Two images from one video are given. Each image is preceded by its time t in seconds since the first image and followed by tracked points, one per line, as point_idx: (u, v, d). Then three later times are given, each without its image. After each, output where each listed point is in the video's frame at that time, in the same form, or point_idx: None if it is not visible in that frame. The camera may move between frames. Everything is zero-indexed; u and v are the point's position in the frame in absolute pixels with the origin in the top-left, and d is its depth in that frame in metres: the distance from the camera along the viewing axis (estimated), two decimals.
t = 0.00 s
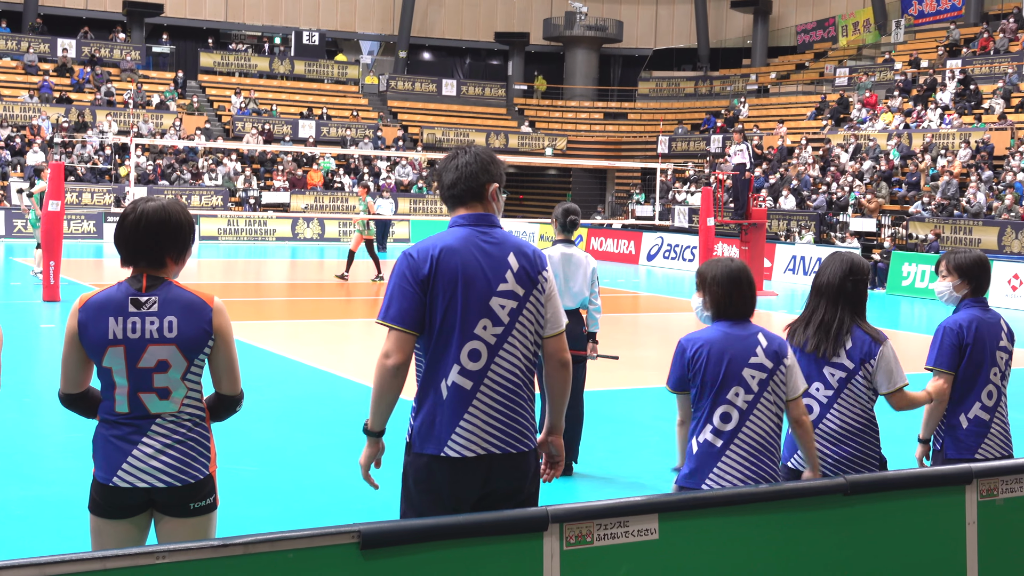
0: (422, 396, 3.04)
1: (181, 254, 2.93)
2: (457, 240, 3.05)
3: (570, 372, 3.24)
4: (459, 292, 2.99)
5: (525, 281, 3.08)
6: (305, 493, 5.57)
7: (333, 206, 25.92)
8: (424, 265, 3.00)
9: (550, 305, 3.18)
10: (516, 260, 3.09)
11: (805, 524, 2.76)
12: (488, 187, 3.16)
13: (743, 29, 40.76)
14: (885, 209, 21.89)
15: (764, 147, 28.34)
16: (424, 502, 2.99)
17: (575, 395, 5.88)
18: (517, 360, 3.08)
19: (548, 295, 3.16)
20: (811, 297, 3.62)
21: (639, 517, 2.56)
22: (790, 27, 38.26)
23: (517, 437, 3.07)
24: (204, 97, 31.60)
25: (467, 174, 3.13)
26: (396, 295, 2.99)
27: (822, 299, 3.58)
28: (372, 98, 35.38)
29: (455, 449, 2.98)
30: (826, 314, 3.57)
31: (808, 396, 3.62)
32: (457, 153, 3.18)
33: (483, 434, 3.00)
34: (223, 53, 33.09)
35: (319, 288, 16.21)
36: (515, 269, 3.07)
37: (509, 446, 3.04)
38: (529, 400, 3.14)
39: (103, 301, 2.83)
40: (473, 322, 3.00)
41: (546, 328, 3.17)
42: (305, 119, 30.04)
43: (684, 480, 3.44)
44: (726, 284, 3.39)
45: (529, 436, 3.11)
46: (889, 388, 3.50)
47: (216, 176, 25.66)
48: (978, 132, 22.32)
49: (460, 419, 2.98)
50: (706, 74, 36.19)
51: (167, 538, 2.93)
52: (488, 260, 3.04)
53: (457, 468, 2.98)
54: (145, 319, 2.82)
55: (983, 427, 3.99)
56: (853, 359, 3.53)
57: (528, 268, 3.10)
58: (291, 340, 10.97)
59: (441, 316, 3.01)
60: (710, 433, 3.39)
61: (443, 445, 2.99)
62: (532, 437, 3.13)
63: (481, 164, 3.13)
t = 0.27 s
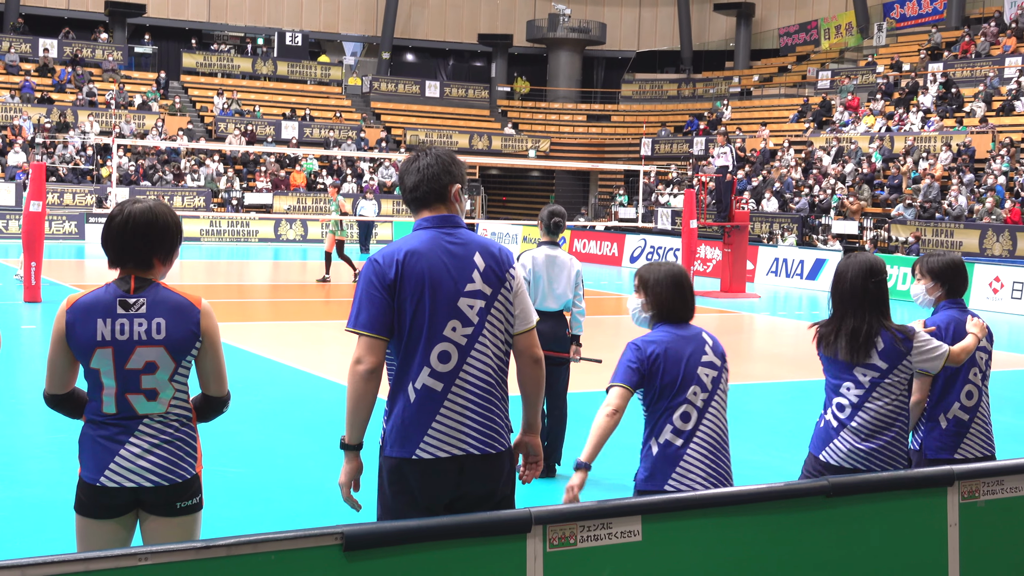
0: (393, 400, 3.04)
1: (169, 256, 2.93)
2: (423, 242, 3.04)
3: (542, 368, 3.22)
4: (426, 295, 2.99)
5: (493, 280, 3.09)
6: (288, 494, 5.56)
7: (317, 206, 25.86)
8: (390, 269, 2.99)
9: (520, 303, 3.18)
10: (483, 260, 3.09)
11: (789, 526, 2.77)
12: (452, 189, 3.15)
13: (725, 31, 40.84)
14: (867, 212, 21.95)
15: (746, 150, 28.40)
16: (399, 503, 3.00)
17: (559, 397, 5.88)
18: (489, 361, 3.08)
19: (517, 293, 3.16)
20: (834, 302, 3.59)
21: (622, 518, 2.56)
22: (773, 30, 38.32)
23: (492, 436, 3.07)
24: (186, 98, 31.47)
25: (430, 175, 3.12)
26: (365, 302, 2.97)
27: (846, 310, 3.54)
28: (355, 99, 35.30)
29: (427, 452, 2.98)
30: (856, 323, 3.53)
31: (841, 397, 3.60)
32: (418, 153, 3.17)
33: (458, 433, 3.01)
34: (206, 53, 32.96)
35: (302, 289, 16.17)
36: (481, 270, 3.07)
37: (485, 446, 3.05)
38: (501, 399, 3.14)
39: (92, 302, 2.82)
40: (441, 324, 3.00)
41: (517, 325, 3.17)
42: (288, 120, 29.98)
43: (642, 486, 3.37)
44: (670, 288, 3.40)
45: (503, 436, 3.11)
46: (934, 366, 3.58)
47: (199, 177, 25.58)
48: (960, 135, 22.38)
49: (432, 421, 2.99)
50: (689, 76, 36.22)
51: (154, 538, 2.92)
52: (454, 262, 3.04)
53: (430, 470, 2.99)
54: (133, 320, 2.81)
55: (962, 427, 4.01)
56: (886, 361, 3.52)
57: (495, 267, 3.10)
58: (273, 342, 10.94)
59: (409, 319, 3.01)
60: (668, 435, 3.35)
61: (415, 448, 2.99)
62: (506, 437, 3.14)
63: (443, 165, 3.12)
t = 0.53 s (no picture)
0: (380, 401, 3.04)
1: (163, 257, 2.94)
2: (407, 244, 3.03)
3: (525, 367, 3.23)
4: (412, 297, 2.99)
5: (477, 280, 3.10)
6: (278, 495, 5.55)
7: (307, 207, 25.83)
8: (376, 272, 2.98)
9: (503, 302, 3.19)
10: (467, 261, 3.09)
11: (778, 527, 2.77)
12: (432, 190, 3.15)
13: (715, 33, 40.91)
14: (856, 214, 22.01)
15: (736, 151, 28.44)
16: (388, 504, 2.99)
17: (549, 399, 5.89)
18: (475, 361, 3.09)
19: (500, 292, 3.17)
20: (873, 300, 3.57)
21: (613, 520, 2.56)
22: (762, 32, 38.38)
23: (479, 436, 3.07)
24: (176, 99, 31.41)
25: (411, 175, 3.11)
26: (352, 306, 2.96)
27: (892, 310, 3.53)
28: (345, 100, 35.26)
29: (416, 453, 2.98)
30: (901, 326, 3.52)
31: (869, 392, 3.60)
32: (396, 153, 3.16)
33: (447, 434, 3.01)
34: (195, 54, 32.89)
35: (292, 290, 16.15)
36: (466, 271, 3.07)
37: (474, 445, 3.05)
38: (487, 399, 3.15)
39: (85, 296, 2.83)
40: (428, 326, 3.00)
41: (501, 325, 3.18)
42: (277, 121, 29.95)
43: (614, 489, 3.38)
44: (622, 288, 3.46)
45: (490, 435, 3.12)
46: (953, 361, 3.70)
47: (188, 177, 25.53)
48: (949, 138, 22.44)
49: (420, 422, 2.99)
50: (678, 78, 36.24)
51: (144, 537, 2.91)
52: (439, 263, 3.04)
53: (420, 471, 2.98)
54: (125, 313, 2.81)
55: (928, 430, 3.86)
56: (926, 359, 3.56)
57: (478, 267, 3.11)
58: (263, 343, 10.93)
59: (395, 321, 3.00)
60: (639, 437, 3.37)
61: (404, 450, 2.98)
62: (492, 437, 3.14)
63: (425, 164, 3.12)
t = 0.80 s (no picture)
0: (382, 402, 3.04)
1: (178, 255, 3.01)
2: (415, 245, 3.03)
3: (531, 372, 3.24)
4: (419, 299, 2.99)
5: (483, 283, 3.11)
6: (278, 496, 5.56)
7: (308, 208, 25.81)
8: (385, 273, 2.98)
9: (508, 304, 3.20)
10: (473, 264, 3.10)
11: (779, 529, 2.77)
12: (441, 192, 3.15)
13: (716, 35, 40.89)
14: (857, 215, 22.00)
15: (737, 153, 28.43)
16: (389, 504, 2.99)
17: (550, 400, 5.89)
18: (478, 364, 3.09)
19: (506, 295, 3.18)
20: (883, 303, 3.58)
21: (614, 521, 2.56)
22: (763, 33, 38.33)
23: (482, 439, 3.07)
24: (176, 99, 31.37)
25: (418, 177, 3.11)
26: (357, 304, 2.95)
27: (903, 314, 3.54)
28: (346, 101, 35.23)
29: (418, 454, 2.98)
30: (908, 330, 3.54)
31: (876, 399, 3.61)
32: (403, 155, 3.16)
33: (449, 435, 3.01)
34: (196, 55, 32.85)
35: (292, 291, 16.14)
36: (472, 274, 3.08)
37: (476, 447, 3.05)
38: (490, 403, 3.15)
39: (97, 283, 2.90)
40: (433, 327, 3.00)
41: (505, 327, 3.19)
42: (278, 123, 29.93)
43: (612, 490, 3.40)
44: (609, 287, 3.49)
45: (492, 438, 3.12)
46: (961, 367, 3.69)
47: (189, 179, 25.50)
48: (950, 139, 22.40)
49: (423, 424, 2.99)
50: (679, 79, 36.21)
51: (144, 535, 2.91)
52: (446, 265, 3.04)
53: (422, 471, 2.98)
54: (134, 298, 2.87)
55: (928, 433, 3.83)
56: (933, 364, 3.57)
57: (484, 270, 3.11)
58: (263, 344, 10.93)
59: (401, 323, 3.00)
60: (634, 439, 3.39)
61: (407, 451, 2.98)
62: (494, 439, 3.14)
63: (433, 167, 3.12)
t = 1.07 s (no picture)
0: (391, 400, 3.04)
1: (199, 260, 3.06)
2: (432, 244, 3.03)
3: (541, 376, 3.23)
4: (434, 298, 2.98)
5: (497, 285, 3.11)
6: (281, 496, 5.55)
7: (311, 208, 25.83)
8: (401, 270, 2.97)
9: (520, 308, 3.20)
10: (489, 266, 3.09)
11: (782, 530, 2.77)
12: (458, 193, 3.15)
13: (719, 36, 40.91)
14: (861, 215, 22.01)
15: (740, 153, 28.45)
16: (396, 503, 2.98)
17: (554, 400, 5.89)
18: (488, 367, 3.09)
19: (518, 299, 3.17)
20: (875, 304, 3.57)
21: (618, 521, 2.56)
22: (767, 33, 38.35)
23: (488, 442, 3.07)
24: (180, 100, 31.41)
25: (438, 175, 3.11)
26: (372, 300, 2.95)
27: (894, 314, 3.54)
28: (349, 102, 35.28)
29: (425, 453, 2.98)
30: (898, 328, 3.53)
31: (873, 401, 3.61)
32: (421, 153, 3.16)
33: (455, 434, 3.01)
34: (200, 56, 32.89)
35: (296, 292, 16.15)
36: (487, 275, 3.08)
37: (482, 448, 3.05)
38: (498, 406, 3.15)
39: (117, 279, 2.94)
40: (447, 327, 3.00)
41: (517, 329, 3.18)
42: (282, 123, 29.96)
43: (611, 490, 3.40)
44: (609, 287, 3.49)
45: (499, 440, 3.11)
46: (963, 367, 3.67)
47: (193, 179, 25.53)
48: (954, 139, 22.41)
49: (432, 424, 2.99)
50: (683, 80, 36.23)
51: (144, 530, 2.90)
52: (463, 266, 3.04)
53: (428, 471, 2.98)
54: (150, 293, 2.90)
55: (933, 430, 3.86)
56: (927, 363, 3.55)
57: (500, 272, 3.11)
58: (268, 344, 10.93)
59: (416, 320, 2.99)
60: (630, 438, 3.40)
61: (415, 450, 2.98)
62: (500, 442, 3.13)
63: (454, 167, 3.12)
